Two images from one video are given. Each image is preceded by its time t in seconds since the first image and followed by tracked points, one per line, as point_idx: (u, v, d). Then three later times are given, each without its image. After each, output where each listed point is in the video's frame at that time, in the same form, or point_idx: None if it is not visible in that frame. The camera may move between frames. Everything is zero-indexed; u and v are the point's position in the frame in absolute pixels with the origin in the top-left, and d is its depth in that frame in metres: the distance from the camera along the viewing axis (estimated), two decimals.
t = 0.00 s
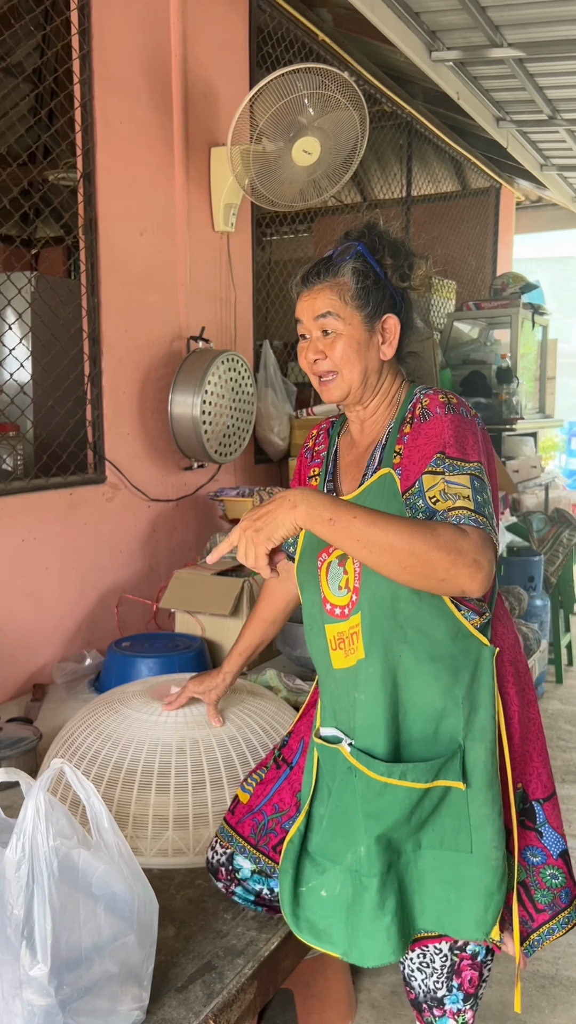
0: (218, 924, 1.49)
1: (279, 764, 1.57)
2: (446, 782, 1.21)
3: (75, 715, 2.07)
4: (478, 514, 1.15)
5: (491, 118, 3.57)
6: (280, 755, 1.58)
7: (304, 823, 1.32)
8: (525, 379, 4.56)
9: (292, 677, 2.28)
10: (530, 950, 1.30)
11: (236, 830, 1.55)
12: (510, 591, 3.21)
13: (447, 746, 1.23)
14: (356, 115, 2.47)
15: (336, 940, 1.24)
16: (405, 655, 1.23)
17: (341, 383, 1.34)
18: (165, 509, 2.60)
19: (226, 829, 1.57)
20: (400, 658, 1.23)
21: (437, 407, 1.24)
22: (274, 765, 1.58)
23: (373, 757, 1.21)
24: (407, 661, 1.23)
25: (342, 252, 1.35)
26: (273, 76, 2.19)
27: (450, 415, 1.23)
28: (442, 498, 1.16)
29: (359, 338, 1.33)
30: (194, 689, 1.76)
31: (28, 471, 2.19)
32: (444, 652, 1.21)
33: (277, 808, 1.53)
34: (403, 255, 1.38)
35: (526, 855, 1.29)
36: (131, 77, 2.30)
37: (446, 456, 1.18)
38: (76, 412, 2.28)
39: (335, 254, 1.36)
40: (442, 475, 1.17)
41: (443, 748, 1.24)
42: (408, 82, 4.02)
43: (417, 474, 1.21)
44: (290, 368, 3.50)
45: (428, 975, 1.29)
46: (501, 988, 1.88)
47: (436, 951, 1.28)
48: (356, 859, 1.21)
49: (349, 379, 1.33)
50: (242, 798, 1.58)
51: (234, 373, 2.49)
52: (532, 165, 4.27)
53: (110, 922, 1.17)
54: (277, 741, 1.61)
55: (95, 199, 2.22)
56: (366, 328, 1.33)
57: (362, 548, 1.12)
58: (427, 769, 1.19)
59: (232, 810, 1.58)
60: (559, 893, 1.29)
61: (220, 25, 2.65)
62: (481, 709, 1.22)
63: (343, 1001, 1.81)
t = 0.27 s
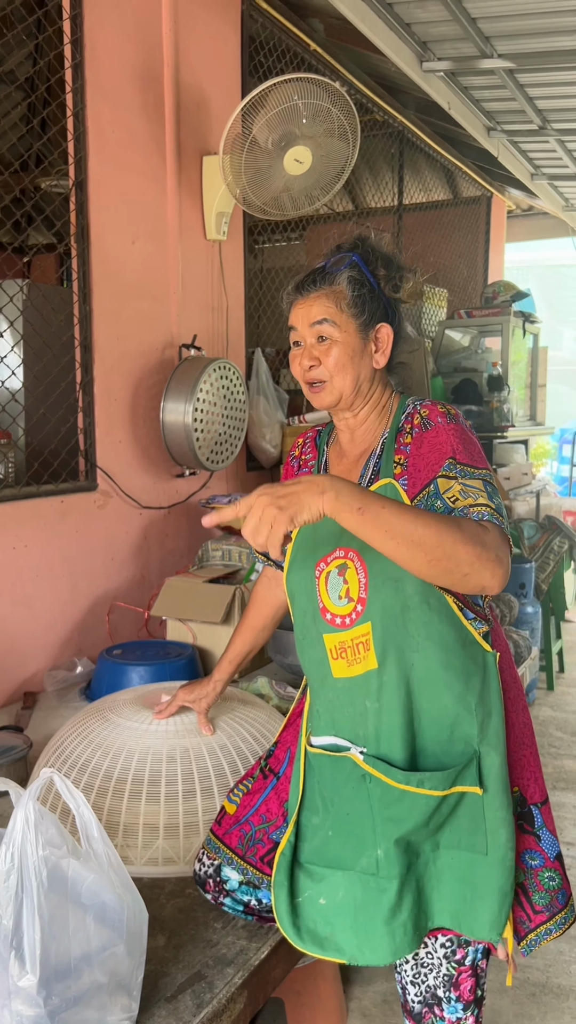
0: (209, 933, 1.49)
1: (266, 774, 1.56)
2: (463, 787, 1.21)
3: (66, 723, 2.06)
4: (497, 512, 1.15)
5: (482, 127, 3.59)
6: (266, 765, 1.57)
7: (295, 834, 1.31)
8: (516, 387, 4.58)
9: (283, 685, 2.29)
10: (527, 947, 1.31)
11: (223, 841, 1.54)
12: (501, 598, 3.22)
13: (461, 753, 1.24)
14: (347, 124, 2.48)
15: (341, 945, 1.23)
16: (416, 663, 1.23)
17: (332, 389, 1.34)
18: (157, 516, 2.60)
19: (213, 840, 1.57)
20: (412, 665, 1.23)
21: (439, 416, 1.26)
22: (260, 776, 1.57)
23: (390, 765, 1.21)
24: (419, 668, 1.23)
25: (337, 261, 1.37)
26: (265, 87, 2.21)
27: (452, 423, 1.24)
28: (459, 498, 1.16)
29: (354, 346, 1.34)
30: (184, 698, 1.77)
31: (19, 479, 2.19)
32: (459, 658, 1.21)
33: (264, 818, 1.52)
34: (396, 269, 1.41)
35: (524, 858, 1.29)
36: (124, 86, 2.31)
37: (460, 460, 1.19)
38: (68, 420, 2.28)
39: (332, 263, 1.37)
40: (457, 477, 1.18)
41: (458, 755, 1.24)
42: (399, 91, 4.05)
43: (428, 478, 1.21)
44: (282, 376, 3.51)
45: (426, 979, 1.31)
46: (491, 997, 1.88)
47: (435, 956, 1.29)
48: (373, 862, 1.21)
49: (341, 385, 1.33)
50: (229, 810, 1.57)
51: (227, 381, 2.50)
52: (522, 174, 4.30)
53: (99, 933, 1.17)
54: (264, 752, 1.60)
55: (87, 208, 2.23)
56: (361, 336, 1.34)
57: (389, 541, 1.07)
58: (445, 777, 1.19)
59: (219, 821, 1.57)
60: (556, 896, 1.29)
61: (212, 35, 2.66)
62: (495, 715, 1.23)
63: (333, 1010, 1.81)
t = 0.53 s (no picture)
0: (196, 942, 1.48)
1: (254, 782, 1.53)
2: (448, 787, 1.21)
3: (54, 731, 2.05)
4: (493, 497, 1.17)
5: (471, 136, 3.61)
6: (254, 773, 1.54)
7: (284, 840, 1.30)
8: (507, 394, 4.60)
9: (273, 692, 2.29)
10: (494, 946, 1.31)
11: (211, 851, 1.52)
12: (490, 605, 3.23)
13: (447, 752, 1.24)
14: (336, 131, 2.50)
15: (334, 947, 1.24)
16: (405, 663, 1.23)
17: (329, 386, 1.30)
18: (147, 522, 2.60)
19: (201, 849, 1.54)
20: (400, 666, 1.23)
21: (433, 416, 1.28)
22: (248, 783, 1.53)
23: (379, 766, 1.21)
24: (408, 668, 1.23)
25: (348, 267, 1.37)
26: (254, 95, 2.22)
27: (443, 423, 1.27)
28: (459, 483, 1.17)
29: (359, 349, 1.32)
30: (172, 706, 1.74)
31: (8, 486, 2.18)
32: (446, 657, 1.21)
33: (253, 827, 1.49)
34: (402, 285, 1.44)
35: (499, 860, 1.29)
36: (114, 93, 2.31)
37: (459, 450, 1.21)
38: (57, 427, 2.27)
39: (343, 268, 1.38)
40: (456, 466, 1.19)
41: (443, 754, 1.24)
42: (389, 100, 4.07)
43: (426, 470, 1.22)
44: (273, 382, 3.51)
45: (403, 984, 1.29)
46: (480, 1005, 1.87)
47: (413, 960, 1.28)
48: (360, 865, 1.21)
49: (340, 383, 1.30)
50: (217, 818, 1.54)
51: (217, 387, 2.50)
52: (512, 183, 4.33)
53: (86, 943, 1.16)
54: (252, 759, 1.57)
55: (77, 214, 2.23)
56: (366, 341, 1.33)
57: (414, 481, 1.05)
58: (433, 778, 1.18)
59: (207, 831, 1.54)
60: (529, 899, 1.29)
61: (203, 42, 2.67)
62: (481, 715, 1.23)
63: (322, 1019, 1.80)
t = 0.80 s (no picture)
0: (184, 953, 1.48)
1: (246, 793, 1.51)
2: (441, 796, 1.21)
3: (42, 739, 2.04)
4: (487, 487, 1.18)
5: (461, 144, 3.63)
6: (245, 784, 1.53)
7: (276, 853, 1.29)
8: (497, 400, 4.62)
9: (262, 699, 2.28)
10: (491, 954, 1.29)
11: (203, 862, 1.50)
12: (480, 611, 3.24)
13: (440, 760, 1.24)
14: (326, 139, 2.50)
15: (325, 960, 1.23)
16: (399, 672, 1.22)
17: (316, 393, 1.31)
18: (136, 529, 2.59)
19: (192, 860, 1.52)
20: (394, 676, 1.23)
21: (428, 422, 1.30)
22: (240, 794, 1.52)
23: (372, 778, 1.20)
24: (402, 678, 1.23)
25: (332, 276, 1.38)
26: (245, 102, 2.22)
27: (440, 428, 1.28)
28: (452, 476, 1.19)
29: (342, 356, 1.32)
30: (161, 714, 1.74)
31: None
32: (439, 666, 1.21)
33: (244, 838, 1.48)
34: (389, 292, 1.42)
35: (494, 866, 1.28)
36: (104, 100, 2.31)
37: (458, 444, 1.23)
38: (47, 434, 2.26)
39: (326, 278, 1.38)
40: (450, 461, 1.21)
41: (435, 764, 1.24)
42: (380, 108, 4.09)
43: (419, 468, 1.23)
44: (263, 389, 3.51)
45: (405, 994, 1.29)
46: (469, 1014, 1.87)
47: (414, 970, 1.28)
48: (351, 877, 1.20)
49: (327, 390, 1.31)
50: (208, 830, 1.53)
51: (206, 394, 2.50)
52: (502, 190, 4.35)
53: (72, 954, 1.15)
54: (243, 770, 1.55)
55: (67, 221, 2.22)
56: (350, 346, 1.32)
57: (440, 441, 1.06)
58: (426, 786, 1.19)
59: (197, 841, 1.53)
60: (524, 905, 1.28)
61: (193, 50, 2.68)
62: (471, 723, 1.24)
63: None
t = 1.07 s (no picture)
0: (175, 960, 1.47)
1: (242, 800, 1.50)
2: (450, 800, 1.21)
3: (33, 745, 2.03)
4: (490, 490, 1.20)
5: (452, 150, 3.65)
6: (241, 791, 1.51)
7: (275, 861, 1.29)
8: (488, 405, 4.63)
9: (254, 705, 2.28)
10: (500, 959, 1.28)
11: (199, 871, 1.48)
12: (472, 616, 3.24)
13: (447, 766, 1.24)
14: (319, 146, 2.51)
15: (331, 968, 1.22)
16: (407, 678, 1.22)
17: (308, 410, 1.33)
18: (128, 534, 2.58)
19: (187, 868, 1.50)
20: (401, 682, 1.22)
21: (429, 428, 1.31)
22: (236, 801, 1.51)
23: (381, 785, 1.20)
24: (409, 685, 1.22)
25: (303, 289, 1.38)
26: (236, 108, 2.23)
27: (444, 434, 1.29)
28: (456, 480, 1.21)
29: (325, 368, 1.33)
30: (151, 721, 1.72)
31: None
32: (447, 670, 1.22)
33: (242, 846, 1.46)
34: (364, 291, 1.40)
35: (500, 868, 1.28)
36: (96, 105, 2.31)
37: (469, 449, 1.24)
38: (38, 438, 2.25)
39: (299, 291, 1.38)
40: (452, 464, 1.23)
41: (444, 770, 1.24)
42: (371, 114, 4.10)
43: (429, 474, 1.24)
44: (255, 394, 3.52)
45: (409, 996, 1.29)
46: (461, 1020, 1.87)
47: (420, 973, 1.28)
48: (359, 883, 1.20)
49: (316, 405, 1.33)
50: (204, 837, 1.51)
51: (198, 400, 2.50)
52: (493, 196, 4.37)
53: (61, 962, 1.14)
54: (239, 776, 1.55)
55: (59, 226, 2.22)
56: (330, 357, 1.33)
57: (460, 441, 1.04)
58: (436, 790, 1.19)
59: (193, 848, 1.51)
60: (530, 905, 1.28)
61: (185, 55, 2.68)
62: (478, 728, 1.24)
63: None
